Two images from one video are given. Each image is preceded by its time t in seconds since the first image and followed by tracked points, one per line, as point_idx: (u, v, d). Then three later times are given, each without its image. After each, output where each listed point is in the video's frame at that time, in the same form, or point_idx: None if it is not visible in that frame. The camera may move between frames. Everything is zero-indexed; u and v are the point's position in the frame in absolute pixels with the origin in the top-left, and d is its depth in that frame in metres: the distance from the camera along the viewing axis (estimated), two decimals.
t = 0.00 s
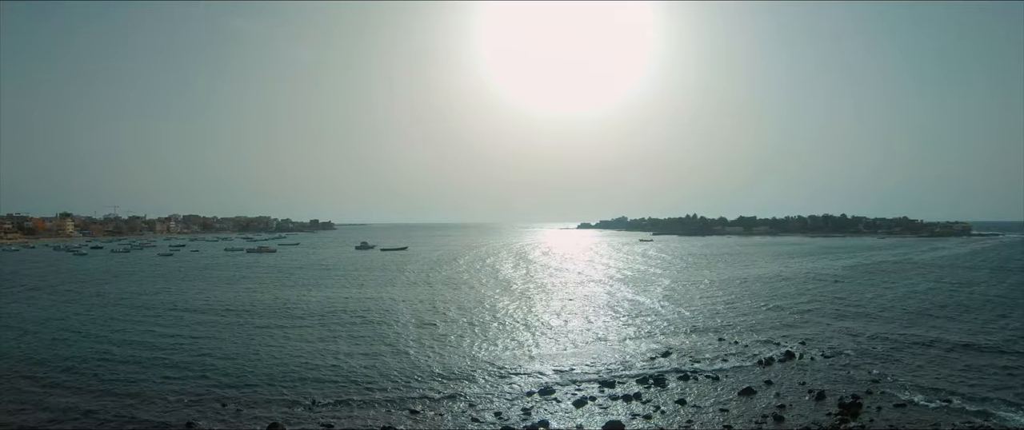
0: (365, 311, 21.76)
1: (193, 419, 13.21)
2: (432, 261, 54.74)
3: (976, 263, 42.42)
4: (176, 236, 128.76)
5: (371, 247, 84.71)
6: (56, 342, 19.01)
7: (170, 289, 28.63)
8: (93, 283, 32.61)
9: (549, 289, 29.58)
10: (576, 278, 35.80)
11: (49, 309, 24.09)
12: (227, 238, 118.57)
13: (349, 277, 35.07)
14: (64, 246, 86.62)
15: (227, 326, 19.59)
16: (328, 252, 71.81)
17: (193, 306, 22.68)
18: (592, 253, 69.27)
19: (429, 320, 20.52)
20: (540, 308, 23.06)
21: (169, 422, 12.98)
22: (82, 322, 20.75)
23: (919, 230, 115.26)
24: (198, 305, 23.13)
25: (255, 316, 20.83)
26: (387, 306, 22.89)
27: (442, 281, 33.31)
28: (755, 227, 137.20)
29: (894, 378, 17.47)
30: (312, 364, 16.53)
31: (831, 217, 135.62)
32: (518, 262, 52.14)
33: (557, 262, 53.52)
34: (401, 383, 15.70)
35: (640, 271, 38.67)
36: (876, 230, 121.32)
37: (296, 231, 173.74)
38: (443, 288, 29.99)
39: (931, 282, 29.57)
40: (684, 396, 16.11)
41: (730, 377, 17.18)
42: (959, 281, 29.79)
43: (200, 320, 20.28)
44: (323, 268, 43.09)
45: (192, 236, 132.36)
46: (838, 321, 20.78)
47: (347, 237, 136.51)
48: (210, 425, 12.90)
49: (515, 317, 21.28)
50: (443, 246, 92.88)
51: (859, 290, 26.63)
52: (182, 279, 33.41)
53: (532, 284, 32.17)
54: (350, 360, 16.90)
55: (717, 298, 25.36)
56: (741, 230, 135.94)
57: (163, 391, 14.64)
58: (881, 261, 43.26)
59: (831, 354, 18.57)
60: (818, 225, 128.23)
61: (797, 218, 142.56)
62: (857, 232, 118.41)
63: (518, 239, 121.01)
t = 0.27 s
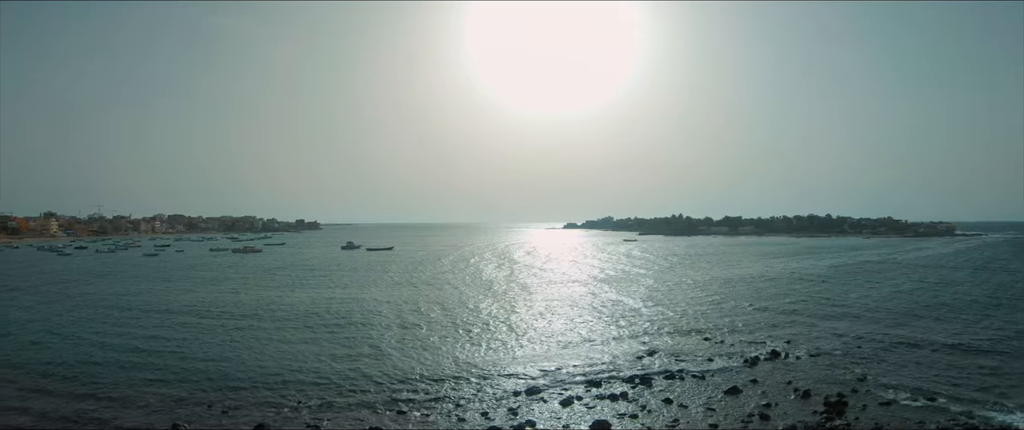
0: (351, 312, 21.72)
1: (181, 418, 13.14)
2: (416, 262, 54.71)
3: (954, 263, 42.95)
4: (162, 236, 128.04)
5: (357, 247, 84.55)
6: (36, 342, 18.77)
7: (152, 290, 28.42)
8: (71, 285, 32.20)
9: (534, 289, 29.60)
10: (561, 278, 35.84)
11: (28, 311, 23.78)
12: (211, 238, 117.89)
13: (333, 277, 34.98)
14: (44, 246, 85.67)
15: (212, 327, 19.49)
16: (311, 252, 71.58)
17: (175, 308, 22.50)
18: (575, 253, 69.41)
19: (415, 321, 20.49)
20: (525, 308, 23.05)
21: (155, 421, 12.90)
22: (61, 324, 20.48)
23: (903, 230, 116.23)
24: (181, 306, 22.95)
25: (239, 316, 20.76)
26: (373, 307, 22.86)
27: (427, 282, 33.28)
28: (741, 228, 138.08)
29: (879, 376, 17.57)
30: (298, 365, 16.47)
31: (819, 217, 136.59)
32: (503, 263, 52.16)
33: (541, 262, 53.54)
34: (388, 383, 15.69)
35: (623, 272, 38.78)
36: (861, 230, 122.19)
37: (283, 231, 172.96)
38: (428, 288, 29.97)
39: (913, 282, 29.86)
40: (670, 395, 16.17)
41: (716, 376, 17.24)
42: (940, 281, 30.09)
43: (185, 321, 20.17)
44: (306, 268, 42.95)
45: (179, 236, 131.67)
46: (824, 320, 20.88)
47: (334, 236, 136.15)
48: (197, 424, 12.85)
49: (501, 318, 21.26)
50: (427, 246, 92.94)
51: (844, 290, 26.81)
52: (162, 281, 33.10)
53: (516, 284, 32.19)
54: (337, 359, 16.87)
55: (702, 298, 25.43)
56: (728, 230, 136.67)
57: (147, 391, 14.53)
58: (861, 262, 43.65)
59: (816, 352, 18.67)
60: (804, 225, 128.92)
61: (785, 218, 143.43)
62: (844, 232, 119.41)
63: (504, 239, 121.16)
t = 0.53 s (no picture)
0: (337, 313, 21.66)
1: (167, 418, 13.06)
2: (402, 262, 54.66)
3: (933, 263, 43.46)
4: (149, 236, 127.40)
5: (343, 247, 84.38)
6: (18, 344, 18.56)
7: (135, 291, 28.21)
8: (51, 287, 31.84)
9: (520, 290, 29.63)
10: (547, 278, 35.90)
11: (8, 314, 23.50)
12: (197, 239, 117.28)
13: (318, 278, 34.92)
14: (25, 246, 84.79)
15: (197, 328, 19.38)
16: (296, 252, 71.32)
17: (159, 309, 22.33)
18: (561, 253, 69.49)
19: (402, 322, 20.47)
20: (512, 308, 23.05)
21: (141, 422, 12.82)
22: (43, 326, 20.25)
23: (889, 230, 117.12)
24: (165, 307, 22.78)
25: (225, 318, 20.65)
26: (360, 308, 22.82)
27: (412, 282, 33.26)
28: (729, 227, 138.68)
29: (865, 375, 17.66)
30: (284, 366, 16.41)
31: (807, 217, 137.38)
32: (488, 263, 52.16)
33: (527, 262, 53.55)
34: (375, 383, 15.66)
35: (608, 272, 38.89)
36: (848, 229, 122.95)
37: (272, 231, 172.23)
38: (414, 288, 29.96)
39: (896, 281, 30.15)
40: (657, 394, 16.21)
41: (703, 375, 17.29)
42: (921, 280, 30.44)
43: (170, 323, 20.04)
44: (290, 268, 42.84)
45: (166, 236, 131.01)
46: (810, 319, 20.99)
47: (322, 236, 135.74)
48: (182, 424, 12.78)
49: (487, 318, 21.25)
50: (413, 246, 92.89)
51: (828, 289, 27.00)
52: (144, 281, 32.82)
53: (501, 284, 32.21)
54: (324, 360, 16.84)
55: (689, 298, 25.51)
56: (715, 230, 137.16)
57: (133, 392, 14.43)
58: (843, 261, 44.05)
59: (802, 352, 18.74)
60: (792, 225, 129.56)
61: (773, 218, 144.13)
62: (831, 232, 120.17)
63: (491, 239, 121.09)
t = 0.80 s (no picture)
0: (323, 314, 21.59)
1: (153, 420, 12.95)
2: (388, 262, 54.60)
3: (915, 262, 43.85)
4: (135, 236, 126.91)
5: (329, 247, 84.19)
6: None
7: (118, 292, 27.97)
8: (30, 289, 31.46)
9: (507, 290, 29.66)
10: (533, 278, 35.98)
11: None
12: (182, 239, 116.70)
13: (304, 278, 34.85)
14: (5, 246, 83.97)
15: (183, 330, 19.24)
16: (280, 252, 71.08)
17: (142, 311, 22.13)
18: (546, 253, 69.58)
19: (390, 323, 20.44)
20: (499, 309, 23.05)
21: (127, 424, 12.71)
22: (23, 330, 19.99)
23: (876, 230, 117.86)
24: (148, 309, 22.58)
25: (210, 320, 20.51)
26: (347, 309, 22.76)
27: (398, 282, 33.24)
28: (717, 227, 139.37)
29: (853, 373, 17.75)
30: (271, 367, 16.31)
31: (795, 217, 138.18)
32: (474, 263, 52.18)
33: (512, 262, 53.61)
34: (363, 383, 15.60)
35: (594, 272, 39.00)
36: (835, 229, 123.59)
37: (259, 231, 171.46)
38: (401, 288, 29.97)
39: (880, 281, 30.41)
40: (646, 394, 16.23)
41: (690, 374, 17.32)
42: (905, 279, 30.72)
43: (155, 325, 19.88)
44: (273, 269, 42.69)
45: (153, 237, 130.46)
46: (798, 318, 21.09)
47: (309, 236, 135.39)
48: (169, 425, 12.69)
49: (475, 319, 21.25)
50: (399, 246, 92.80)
51: (814, 289, 27.12)
52: (126, 282, 32.52)
53: (488, 284, 32.26)
54: (312, 360, 16.78)
55: (676, 297, 25.61)
56: (703, 230, 137.61)
57: (117, 394, 14.28)
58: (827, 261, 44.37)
59: (789, 351, 18.80)
60: (779, 225, 130.09)
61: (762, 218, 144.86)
62: (818, 231, 120.89)
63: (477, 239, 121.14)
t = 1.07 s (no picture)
0: (310, 315, 21.52)
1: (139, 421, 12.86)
2: (375, 262, 54.53)
3: (898, 262, 44.22)
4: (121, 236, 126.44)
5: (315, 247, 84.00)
6: None
7: (101, 294, 27.73)
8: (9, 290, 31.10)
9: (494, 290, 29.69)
10: (521, 278, 36.06)
11: None
12: (167, 239, 116.16)
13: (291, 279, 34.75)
14: None
15: (168, 333, 19.10)
16: (266, 252, 70.85)
17: (126, 314, 21.95)
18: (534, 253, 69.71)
19: (378, 324, 20.41)
20: (487, 309, 23.06)
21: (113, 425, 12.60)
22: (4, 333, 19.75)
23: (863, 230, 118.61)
24: (132, 311, 22.38)
25: (196, 322, 20.38)
26: (335, 310, 22.73)
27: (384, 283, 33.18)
28: (705, 227, 139.94)
29: (841, 372, 17.82)
30: (258, 367, 16.22)
31: (784, 217, 138.91)
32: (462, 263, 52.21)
33: (500, 262, 53.65)
34: (351, 382, 15.53)
35: (581, 272, 39.13)
36: (822, 229, 124.24)
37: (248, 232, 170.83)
38: (388, 289, 29.94)
39: (866, 280, 30.63)
40: (634, 393, 16.23)
41: (678, 374, 17.35)
42: (891, 278, 30.95)
43: (140, 327, 19.71)
44: (259, 269, 42.56)
45: (139, 237, 129.87)
46: (785, 318, 21.18)
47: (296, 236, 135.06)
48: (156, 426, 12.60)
49: (463, 320, 21.23)
50: (385, 246, 92.70)
51: (800, 289, 27.23)
52: (108, 283, 32.23)
53: (475, 284, 32.30)
54: (299, 360, 16.71)
55: (664, 298, 25.69)
56: (691, 230, 138.05)
57: (102, 396, 14.15)
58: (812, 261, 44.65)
59: (776, 351, 18.86)
60: (767, 224, 130.65)
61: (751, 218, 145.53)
62: (806, 231, 121.56)
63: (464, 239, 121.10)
